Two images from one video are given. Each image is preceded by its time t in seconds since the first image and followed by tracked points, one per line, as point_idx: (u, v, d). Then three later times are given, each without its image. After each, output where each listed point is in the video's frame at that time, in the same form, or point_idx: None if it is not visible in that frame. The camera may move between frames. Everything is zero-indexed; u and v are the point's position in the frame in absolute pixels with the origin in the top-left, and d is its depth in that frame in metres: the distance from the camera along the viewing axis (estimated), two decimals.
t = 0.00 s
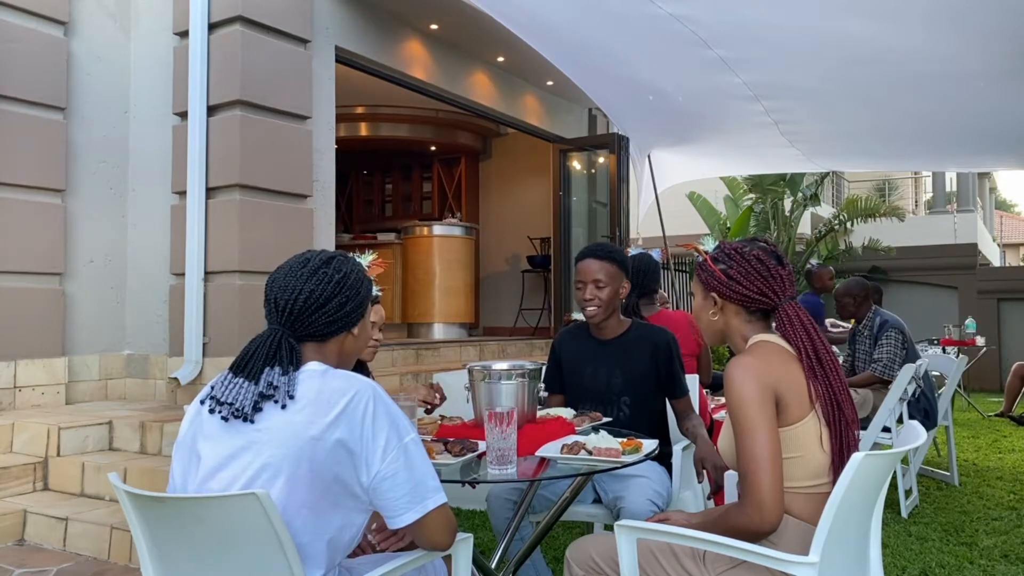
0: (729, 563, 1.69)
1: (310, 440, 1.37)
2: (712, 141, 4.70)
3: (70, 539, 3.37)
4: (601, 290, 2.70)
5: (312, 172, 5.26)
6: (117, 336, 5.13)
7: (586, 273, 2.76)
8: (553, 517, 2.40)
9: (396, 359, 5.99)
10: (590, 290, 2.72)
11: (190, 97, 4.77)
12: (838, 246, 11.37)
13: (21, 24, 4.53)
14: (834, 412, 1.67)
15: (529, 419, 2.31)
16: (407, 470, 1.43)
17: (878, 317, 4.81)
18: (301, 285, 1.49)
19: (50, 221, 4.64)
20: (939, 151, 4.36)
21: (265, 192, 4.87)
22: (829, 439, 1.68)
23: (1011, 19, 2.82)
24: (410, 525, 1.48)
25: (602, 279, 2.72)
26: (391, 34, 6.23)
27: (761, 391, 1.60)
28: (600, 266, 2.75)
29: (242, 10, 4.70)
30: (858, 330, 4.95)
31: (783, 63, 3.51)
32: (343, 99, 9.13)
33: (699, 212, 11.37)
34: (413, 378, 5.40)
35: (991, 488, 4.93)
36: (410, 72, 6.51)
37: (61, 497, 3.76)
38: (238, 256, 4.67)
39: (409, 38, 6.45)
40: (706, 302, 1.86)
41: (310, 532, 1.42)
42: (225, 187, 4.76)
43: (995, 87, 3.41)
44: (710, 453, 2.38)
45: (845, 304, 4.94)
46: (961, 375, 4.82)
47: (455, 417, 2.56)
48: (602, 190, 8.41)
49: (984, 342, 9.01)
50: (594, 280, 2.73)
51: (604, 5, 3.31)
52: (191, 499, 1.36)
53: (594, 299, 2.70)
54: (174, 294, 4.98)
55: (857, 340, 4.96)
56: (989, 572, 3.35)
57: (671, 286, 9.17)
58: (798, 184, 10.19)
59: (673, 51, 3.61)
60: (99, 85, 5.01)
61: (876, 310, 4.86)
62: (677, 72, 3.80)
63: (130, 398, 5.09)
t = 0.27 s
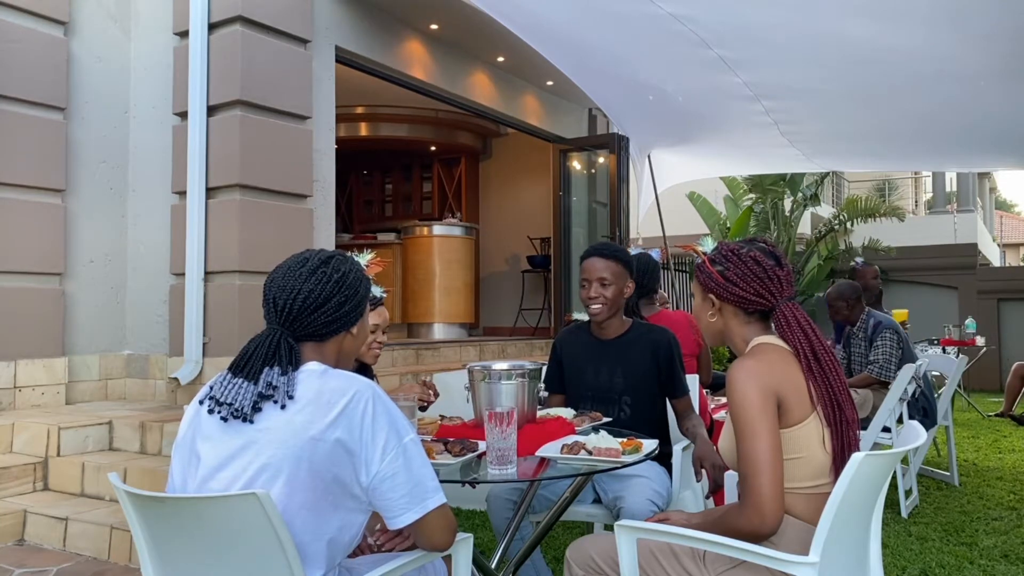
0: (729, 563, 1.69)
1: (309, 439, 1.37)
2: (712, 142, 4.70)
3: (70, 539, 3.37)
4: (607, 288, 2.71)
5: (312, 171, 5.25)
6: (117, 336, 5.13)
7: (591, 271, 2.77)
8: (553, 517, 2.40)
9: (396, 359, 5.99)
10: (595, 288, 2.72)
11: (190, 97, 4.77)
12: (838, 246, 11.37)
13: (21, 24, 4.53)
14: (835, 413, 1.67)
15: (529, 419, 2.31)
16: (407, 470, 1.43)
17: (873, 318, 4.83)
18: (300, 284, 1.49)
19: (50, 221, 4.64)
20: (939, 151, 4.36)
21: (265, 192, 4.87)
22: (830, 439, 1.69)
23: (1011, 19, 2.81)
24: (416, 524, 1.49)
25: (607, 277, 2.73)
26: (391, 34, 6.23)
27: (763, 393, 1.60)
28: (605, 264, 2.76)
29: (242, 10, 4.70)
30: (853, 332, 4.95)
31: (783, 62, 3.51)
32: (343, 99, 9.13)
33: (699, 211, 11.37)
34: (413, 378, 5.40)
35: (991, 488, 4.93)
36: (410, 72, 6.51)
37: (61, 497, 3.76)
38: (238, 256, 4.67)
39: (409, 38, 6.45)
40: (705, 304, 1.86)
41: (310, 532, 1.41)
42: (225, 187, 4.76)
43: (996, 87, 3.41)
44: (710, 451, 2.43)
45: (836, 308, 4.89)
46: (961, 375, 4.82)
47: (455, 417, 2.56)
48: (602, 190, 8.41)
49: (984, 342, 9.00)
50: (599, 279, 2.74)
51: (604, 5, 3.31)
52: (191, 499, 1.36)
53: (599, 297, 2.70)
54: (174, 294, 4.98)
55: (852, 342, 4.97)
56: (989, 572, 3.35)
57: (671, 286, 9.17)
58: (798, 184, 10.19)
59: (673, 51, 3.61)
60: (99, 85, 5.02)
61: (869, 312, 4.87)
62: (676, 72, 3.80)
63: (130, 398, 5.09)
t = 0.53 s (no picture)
0: (730, 563, 1.69)
1: (303, 435, 1.37)
2: (712, 142, 4.70)
3: (70, 539, 3.37)
4: (615, 289, 2.70)
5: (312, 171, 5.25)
6: (117, 336, 5.13)
7: (598, 271, 2.76)
8: (553, 517, 2.40)
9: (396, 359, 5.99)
10: (602, 288, 2.72)
11: (190, 97, 4.78)
12: (838, 246, 11.37)
13: (20, 24, 4.53)
14: (835, 413, 1.68)
15: (529, 419, 2.31)
16: (399, 467, 1.42)
17: (869, 319, 4.81)
18: (295, 281, 1.49)
19: (50, 221, 4.64)
20: (939, 151, 4.36)
21: (265, 192, 4.87)
22: (830, 439, 1.69)
23: (1012, 19, 2.81)
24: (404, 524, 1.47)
25: (615, 279, 2.72)
26: (391, 34, 6.23)
27: (762, 394, 1.60)
28: (615, 265, 2.75)
29: (242, 10, 4.70)
30: (851, 333, 4.95)
31: (783, 62, 3.50)
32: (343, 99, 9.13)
33: (699, 211, 11.38)
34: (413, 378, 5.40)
35: (991, 488, 4.93)
36: (411, 72, 6.51)
37: (61, 497, 3.76)
38: (238, 256, 4.67)
39: (409, 38, 6.45)
40: (704, 305, 1.86)
41: (306, 529, 1.42)
42: (225, 187, 4.77)
43: (996, 87, 3.41)
44: (705, 448, 2.45)
45: (834, 310, 4.88)
46: (961, 375, 4.82)
47: (454, 417, 2.57)
48: (602, 190, 8.41)
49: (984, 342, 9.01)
50: (606, 280, 2.73)
51: (604, 4, 3.31)
52: (190, 499, 1.36)
53: (606, 298, 2.70)
54: (174, 294, 4.99)
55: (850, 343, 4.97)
56: (989, 571, 3.34)
57: (671, 286, 9.17)
58: (798, 184, 10.19)
59: (673, 51, 3.61)
60: (99, 85, 5.01)
61: (866, 312, 4.85)
62: (676, 71, 3.80)
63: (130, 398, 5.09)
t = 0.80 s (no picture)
0: (730, 563, 1.69)
1: (296, 431, 1.37)
2: (712, 142, 4.70)
3: (70, 539, 3.37)
4: (632, 297, 2.69)
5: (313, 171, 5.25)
6: (116, 336, 5.13)
7: (616, 276, 2.72)
8: (553, 517, 2.39)
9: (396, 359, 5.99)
10: (618, 295, 2.70)
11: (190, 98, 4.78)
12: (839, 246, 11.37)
13: (21, 24, 4.53)
14: (835, 414, 1.68)
15: (529, 419, 2.31)
16: (388, 465, 1.41)
17: (868, 319, 4.82)
18: (287, 279, 1.49)
19: (50, 221, 4.64)
20: (938, 151, 4.36)
21: (266, 192, 4.88)
22: (830, 440, 1.69)
23: (1012, 19, 2.81)
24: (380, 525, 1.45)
25: (631, 286, 2.69)
26: (391, 34, 6.23)
27: (762, 394, 1.60)
28: (632, 270, 2.71)
29: (242, 10, 4.70)
30: (850, 334, 4.95)
31: (783, 62, 3.51)
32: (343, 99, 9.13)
33: (699, 211, 11.38)
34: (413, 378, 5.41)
35: (991, 488, 4.94)
36: (411, 72, 6.51)
37: (61, 497, 3.76)
38: (238, 257, 4.67)
39: (409, 38, 6.45)
40: (707, 304, 1.86)
41: (302, 526, 1.42)
42: (225, 187, 4.77)
43: (996, 87, 3.41)
44: (696, 446, 2.45)
45: (834, 311, 4.85)
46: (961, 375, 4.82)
47: (454, 417, 2.56)
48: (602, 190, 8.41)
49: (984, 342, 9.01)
50: (623, 286, 2.70)
51: (604, 4, 3.31)
52: (188, 498, 1.36)
53: (621, 306, 2.69)
54: (174, 294, 5.00)
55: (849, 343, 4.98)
56: (989, 572, 3.35)
57: (671, 286, 9.17)
58: (798, 184, 10.19)
59: (673, 51, 3.61)
60: (99, 85, 5.01)
61: (866, 313, 4.86)
62: (676, 71, 3.80)
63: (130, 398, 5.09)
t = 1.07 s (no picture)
0: (730, 563, 1.69)
1: (278, 425, 1.40)
2: (712, 142, 4.70)
3: (70, 539, 3.37)
4: (663, 307, 2.62)
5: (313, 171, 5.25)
6: (117, 335, 5.13)
7: (648, 284, 2.63)
8: (553, 517, 2.38)
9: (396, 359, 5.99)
10: (646, 305, 2.63)
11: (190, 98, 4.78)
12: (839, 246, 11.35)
13: (21, 24, 4.53)
14: (841, 411, 1.68)
15: (529, 419, 2.31)
16: (365, 456, 1.43)
17: (867, 320, 4.80)
18: (262, 277, 1.52)
19: (50, 221, 4.64)
20: (939, 151, 4.36)
21: (266, 192, 4.88)
22: (833, 439, 1.68)
23: (1013, 19, 2.81)
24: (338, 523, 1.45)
25: (661, 298, 2.61)
26: (392, 34, 6.23)
27: (765, 395, 1.59)
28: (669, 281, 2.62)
29: (242, 10, 4.70)
30: (849, 334, 4.95)
31: (783, 62, 3.51)
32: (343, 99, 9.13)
33: (699, 211, 11.37)
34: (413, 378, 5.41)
35: (991, 488, 4.94)
36: (411, 72, 6.51)
37: (61, 497, 3.75)
38: (238, 257, 4.67)
39: (409, 37, 6.45)
40: (711, 304, 1.84)
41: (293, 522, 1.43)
42: (226, 187, 4.77)
43: (996, 87, 3.41)
44: (690, 441, 2.49)
45: (834, 311, 4.86)
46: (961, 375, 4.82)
47: (455, 417, 2.56)
48: (602, 190, 8.41)
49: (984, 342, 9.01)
50: (653, 297, 2.62)
51: (603, 5, 3.31)
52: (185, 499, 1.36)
53: (647, 316, 2.64)
54: (174, 294, 5.01)
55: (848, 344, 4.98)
56: (989, 572, 3.35)
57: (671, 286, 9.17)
58: (798, 184, 10.19)
59: (673, 51, 3.61)
60: (99, 85, 5.01)
61: (865, 313, 4.85)
62: (676, 71, 3.80)
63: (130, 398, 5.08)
